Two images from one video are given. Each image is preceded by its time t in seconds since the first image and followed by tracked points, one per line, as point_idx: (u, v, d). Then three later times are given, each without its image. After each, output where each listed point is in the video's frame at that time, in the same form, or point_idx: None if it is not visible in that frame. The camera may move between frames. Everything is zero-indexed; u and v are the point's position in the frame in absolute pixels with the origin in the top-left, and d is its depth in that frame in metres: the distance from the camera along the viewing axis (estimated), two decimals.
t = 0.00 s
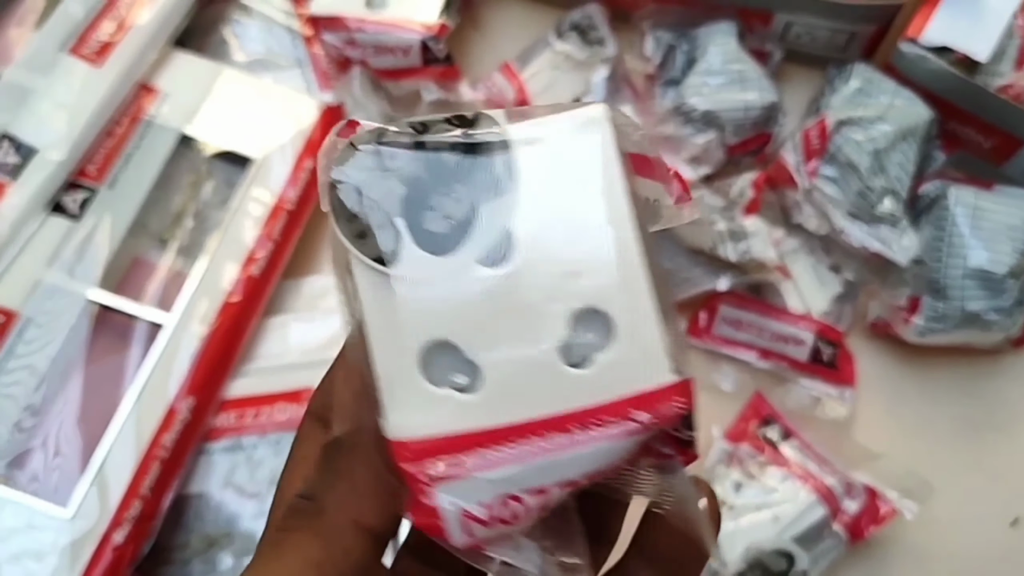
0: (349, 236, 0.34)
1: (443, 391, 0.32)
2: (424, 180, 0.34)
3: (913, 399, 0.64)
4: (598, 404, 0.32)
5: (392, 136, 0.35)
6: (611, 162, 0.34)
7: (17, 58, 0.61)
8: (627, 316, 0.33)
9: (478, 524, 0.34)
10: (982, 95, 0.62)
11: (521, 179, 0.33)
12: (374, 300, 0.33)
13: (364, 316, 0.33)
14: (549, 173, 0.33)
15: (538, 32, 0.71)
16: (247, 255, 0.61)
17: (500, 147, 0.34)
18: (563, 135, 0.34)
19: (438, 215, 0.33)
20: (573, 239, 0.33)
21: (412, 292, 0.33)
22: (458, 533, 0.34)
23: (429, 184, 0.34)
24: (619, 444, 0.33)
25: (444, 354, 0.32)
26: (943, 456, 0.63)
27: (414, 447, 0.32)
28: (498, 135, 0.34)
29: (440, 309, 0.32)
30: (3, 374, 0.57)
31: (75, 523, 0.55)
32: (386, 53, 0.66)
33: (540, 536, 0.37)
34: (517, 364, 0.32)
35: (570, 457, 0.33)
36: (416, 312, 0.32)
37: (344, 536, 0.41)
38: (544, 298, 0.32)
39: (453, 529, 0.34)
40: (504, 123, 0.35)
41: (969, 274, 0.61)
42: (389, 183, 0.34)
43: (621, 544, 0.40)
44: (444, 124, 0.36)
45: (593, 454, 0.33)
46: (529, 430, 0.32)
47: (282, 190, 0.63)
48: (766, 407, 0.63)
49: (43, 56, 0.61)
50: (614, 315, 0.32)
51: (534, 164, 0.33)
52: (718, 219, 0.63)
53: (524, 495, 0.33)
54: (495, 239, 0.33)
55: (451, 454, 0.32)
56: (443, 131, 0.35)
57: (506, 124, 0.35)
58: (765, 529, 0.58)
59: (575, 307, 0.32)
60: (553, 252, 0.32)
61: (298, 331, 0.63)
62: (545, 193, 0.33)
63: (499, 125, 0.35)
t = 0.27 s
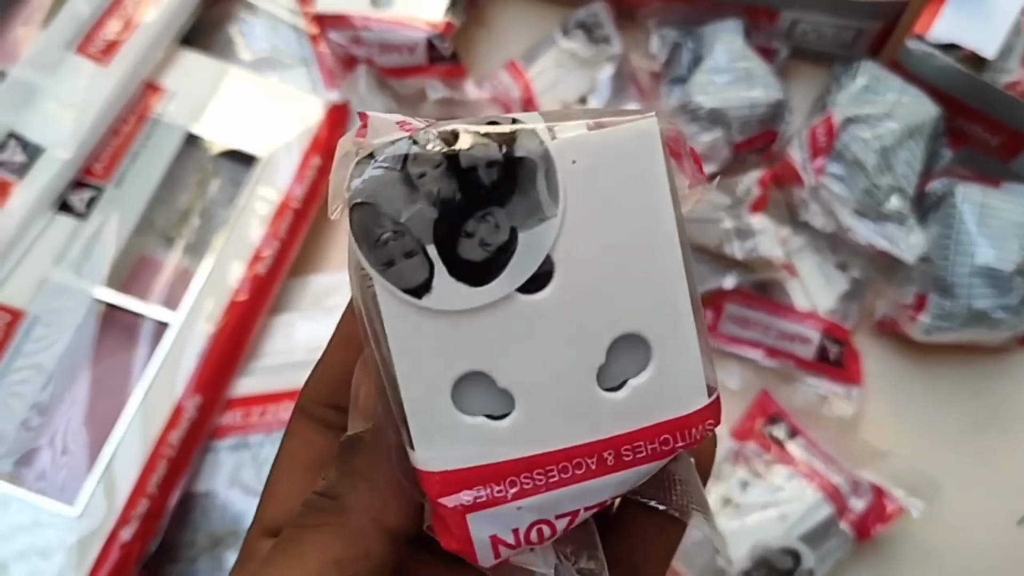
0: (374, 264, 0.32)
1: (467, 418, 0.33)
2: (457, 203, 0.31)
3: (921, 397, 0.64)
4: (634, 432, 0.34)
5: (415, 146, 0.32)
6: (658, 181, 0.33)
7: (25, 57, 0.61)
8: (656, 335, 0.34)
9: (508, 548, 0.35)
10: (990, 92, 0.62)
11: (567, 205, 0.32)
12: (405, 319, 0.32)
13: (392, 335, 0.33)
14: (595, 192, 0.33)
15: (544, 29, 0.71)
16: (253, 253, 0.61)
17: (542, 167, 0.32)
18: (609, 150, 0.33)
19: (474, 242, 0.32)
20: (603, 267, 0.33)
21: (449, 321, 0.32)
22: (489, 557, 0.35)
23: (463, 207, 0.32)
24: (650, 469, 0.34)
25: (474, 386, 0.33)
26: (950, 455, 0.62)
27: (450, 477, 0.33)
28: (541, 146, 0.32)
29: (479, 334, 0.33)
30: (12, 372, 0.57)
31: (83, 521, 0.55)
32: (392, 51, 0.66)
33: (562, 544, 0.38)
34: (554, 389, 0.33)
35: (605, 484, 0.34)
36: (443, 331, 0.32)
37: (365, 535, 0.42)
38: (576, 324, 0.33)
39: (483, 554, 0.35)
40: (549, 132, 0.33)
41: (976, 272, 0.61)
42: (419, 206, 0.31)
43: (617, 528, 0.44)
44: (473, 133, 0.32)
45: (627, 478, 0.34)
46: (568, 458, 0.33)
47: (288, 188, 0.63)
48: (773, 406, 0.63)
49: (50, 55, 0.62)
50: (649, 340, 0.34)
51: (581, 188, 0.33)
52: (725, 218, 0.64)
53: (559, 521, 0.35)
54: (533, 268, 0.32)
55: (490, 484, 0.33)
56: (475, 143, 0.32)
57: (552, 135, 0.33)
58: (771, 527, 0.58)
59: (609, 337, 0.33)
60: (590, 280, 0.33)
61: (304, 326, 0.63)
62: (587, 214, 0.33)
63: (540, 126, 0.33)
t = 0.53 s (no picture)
0: (341, 298, 0.31)
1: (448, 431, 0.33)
2: (420, 234, 0.30)
3: (920, 396, 0.64)
4: (594, 435, 0.33)
5: (374, 179, 0.31)
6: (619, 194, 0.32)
7: (26, 58, 0.61)
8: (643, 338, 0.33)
9: (489, 548, 0.35)
10: (990, 90, 0.62)
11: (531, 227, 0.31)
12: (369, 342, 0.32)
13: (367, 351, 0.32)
14: (558, 211, 0.32)
15: (544, 29, 0.71)
16: (254, 253, 0.62)
17: (505, 189, 0.31)
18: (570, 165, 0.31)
19: (439, 268, 0.31)
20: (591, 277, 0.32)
21: (414, 348, 0.32)
22: (471, 556, 0.35)
23: (427, 237, 0.30)
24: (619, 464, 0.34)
25: (450, 401, 0.33)
26: (949, 453, 0.63)
27: (427, 489, 0.33)
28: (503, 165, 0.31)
29: (446, 359, 0.32)
30: (14, 371, 0.58)
31: (84, 520, 0.55)
32: (392, 51, 0.66)
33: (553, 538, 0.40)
34: (525, 411, 0.33)
35: (576, 485, 0.34)
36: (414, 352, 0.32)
37: (348, 530, 0.42)
38: (573, 340, 0.32)
39: (465, 555, 0.35)
40: (506, 152, 0.31)
41: (976, 271, 0.61)
42: (381, 240, 0.30)
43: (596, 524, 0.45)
44: (433, 160, 0.31)
45: (594, 478, 0.34)
46: (536, 464, 0.33)
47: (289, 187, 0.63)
48: (772, 404, 0.63)
49: (51, 55, 0.62)
50: (619, 348, 0.33)
51: (542, 208, 0.31)
52: (724, 217, 0.63)
53: (537, 519, 0.35)
54: (500, 287, 0.31)
55: (463, 493, 0.33)
56: (435, 172, 0.31)
57: (513, 158, 0.31)
58: (771, 526, 0.58)
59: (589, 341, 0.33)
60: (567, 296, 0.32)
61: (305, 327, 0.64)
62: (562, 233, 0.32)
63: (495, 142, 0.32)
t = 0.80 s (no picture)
0: (358, 285, 0.31)
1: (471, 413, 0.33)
2: (438, 212, 0.30)
3: (921, 394, 0.64)
4: (608, 408, 0.34)
5: (387, 160, 0.30)
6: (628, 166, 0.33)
7: (28, 56, 0.62)
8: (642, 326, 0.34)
9: (510, 529, 0.35)
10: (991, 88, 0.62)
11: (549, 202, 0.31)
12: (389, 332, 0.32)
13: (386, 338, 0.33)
14: (569, 189, 0.32)
15: (546, 27, 0.71)
16: (256, 251, 0.62)
17: (519, 164, 0.31)
18: (582, 137, 0.32)
19: (456, 248, 0.31)
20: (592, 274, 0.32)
21: (432, 331, 0.31)
22: (492, 538, 0.35)
23: (444, 216, 0.30)
24: (634, 435, 0.35)
25: (471, 381, 0.33)
26: (950, 451, 0.63)
27: (452, 472, 0.33)
28: (516, 136, 0.31)
29: (465, 340, 0.32)
30: (16, 369, 0.58)
31: (86, 517, 0.55)
32: (394, 49, 0.67)
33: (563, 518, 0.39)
34: (544, 391, 0.33)
35: (592, 457, 0.35)
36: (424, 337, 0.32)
37: (354, 521, 0.42)
38: (576, 335, 0.33)
39: (489, 539, 0.35)
40: (518, 127, 0.31)
41: (977, 269, 0.61)
42: (397, 222, 0.30)
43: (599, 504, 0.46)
44: (446, 138, 0.31)
45: (611, 451, 0.35)
46: (553, 441, 0.33)
47: (291, 186, 0.63)
48: (774, 402, 0.63)
49: (54, 54, 0.62)
50: (631, 319, 0.33)
51: (555, 182, 0.31)
52: (726, 215, 0.63)
53: (556, 496, 0.35)
54: (519, 262, 0.31)
55: (483, 475, 0.33)
56: (451, 153, 0.30)
57: (524, 130, 0.31)
58: (774, 524, 0.58)
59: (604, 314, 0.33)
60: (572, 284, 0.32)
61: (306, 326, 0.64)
62: (569, 219, 0.32)
63: (503, 118, 0.32)
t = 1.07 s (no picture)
0: (308, 231, 0.34)
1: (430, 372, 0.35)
2: (383, 155, 0.34)
3: (921, 396, 0.63)
4: (569, 376, 0.36)
5: (336, 108, 0.35)
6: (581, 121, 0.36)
7: (26, 58, 0.62)
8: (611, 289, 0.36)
9: (485, 505, 0.38)
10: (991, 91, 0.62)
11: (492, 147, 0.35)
12: (368, 293, 0.35)
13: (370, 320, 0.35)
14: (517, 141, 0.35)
15: (545, 29, 0.71)
16: (254, 252, 0.61)
17: (463, 107, 0.35)
18: (521, 89, 0.35)
19: (409, 194, 0.34)
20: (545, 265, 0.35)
21: (394, 280, 0.35)
22: (465, 517, 0.38)
23: (390, 159, 0.34)
24: (604, 405, 0.37)
25: (429, 338, 0.35)
26: (949, 453, 0.62)
27: (429, 433, 0.35)
28: (455, 88, 0.35)
29: (430, 293, 0.35)
30: (14, 371, 0.58)
31: (84, 519, 0.55)
32: (392, 50, 0.66)
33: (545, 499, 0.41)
34: (506, 345, 0.35)
35: (551, 425, 0.36)
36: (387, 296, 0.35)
37: (360, 512, 0.43)
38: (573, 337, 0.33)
39: (460, 512, 0.38)
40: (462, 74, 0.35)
41: (976, 270, 0.61)
42: (346, 165, 0.34)
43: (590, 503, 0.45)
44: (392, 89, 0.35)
45: (580, 420, 0.37)
46: (517, 408, 0.35)
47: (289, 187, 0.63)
48: (773, 404, 0.63)
49: (53, 55, 0.62)
50: (604, 279, 0.36)
51: (499, 125, 0.35)
52: (725, 216, 0.63)
53: (533, 467, 0.38)
54: (468, 210, 0.35)
55: (450, 442, 0.35)
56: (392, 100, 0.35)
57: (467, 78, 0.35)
58: (773, 526, 0.58)
59: (561, 274, 0.36)
60: (527, 254, 0.35)
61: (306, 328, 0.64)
62: (512, 173, 0.35)
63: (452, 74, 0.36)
